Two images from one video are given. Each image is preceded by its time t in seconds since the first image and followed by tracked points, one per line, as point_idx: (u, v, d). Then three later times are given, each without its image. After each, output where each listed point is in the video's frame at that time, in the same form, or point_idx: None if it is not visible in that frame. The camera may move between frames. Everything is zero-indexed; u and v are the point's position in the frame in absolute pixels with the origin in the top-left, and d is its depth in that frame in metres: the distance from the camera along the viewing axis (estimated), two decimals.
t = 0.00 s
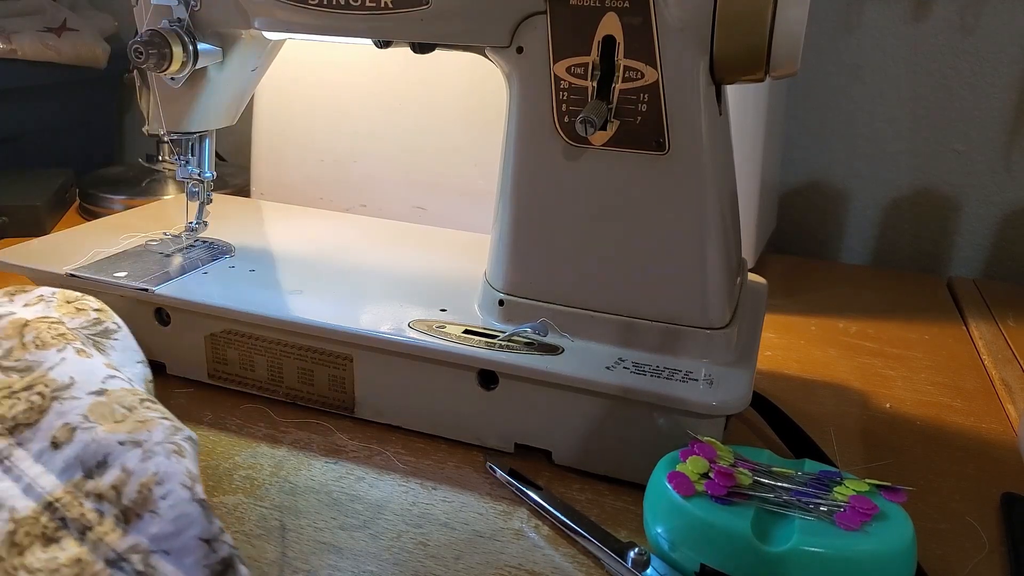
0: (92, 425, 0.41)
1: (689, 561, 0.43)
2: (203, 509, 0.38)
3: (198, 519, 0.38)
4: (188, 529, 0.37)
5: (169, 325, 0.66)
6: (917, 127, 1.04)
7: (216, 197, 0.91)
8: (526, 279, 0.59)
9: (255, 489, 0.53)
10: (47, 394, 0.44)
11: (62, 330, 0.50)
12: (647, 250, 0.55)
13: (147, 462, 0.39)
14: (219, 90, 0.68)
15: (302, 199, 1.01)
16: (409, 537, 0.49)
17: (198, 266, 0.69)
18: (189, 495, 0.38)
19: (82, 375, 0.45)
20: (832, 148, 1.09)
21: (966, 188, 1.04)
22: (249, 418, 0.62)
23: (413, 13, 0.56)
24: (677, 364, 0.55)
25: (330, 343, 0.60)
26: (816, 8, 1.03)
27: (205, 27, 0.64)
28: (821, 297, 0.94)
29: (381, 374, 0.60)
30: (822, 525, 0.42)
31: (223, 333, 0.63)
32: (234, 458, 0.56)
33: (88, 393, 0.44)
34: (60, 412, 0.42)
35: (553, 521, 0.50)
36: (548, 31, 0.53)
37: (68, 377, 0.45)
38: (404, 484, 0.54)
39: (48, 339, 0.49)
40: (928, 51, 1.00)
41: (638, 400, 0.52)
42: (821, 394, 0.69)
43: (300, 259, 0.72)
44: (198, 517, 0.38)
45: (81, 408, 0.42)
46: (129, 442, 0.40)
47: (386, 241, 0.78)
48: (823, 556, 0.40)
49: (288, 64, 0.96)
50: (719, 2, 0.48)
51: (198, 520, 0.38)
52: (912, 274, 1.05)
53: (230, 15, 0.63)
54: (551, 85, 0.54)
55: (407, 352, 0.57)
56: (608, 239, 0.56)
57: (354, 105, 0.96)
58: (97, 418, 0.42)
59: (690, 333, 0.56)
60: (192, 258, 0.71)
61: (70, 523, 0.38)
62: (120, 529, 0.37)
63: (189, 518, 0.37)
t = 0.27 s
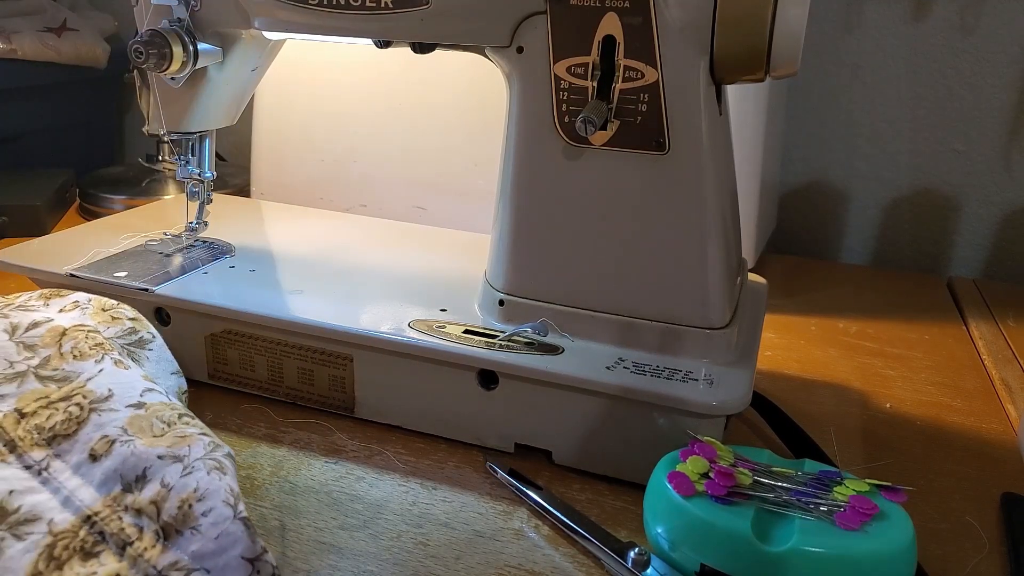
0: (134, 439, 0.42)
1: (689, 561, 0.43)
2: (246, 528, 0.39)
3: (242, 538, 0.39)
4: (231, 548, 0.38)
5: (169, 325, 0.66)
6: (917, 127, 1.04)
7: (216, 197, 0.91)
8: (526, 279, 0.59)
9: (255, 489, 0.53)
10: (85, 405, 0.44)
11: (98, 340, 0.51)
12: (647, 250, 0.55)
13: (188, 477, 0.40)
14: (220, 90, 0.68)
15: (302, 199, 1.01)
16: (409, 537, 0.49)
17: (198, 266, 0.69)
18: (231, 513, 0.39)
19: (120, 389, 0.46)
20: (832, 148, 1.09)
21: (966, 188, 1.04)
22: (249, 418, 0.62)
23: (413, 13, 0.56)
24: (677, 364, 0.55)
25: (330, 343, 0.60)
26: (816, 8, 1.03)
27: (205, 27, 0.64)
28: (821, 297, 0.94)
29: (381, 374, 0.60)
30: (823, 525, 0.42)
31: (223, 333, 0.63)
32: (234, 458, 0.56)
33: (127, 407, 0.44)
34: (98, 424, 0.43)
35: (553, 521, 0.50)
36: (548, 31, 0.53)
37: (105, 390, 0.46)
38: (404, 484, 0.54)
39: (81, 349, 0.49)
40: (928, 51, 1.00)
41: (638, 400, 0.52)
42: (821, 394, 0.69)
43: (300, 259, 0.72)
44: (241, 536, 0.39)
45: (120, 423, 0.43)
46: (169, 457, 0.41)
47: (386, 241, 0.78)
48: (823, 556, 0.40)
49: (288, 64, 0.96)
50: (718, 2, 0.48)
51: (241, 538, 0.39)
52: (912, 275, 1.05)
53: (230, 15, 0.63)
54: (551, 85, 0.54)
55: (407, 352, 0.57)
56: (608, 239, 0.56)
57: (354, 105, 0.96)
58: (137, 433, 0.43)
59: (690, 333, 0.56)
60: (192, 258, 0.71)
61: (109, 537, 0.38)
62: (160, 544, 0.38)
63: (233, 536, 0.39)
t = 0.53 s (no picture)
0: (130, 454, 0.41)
1: (689, 561, 0.43)
2: (235, 550, 0.38)
3: (231, 561, 0.37)
4: (219, 571, 0.37)
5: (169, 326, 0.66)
6: (917, 127, 1.04)
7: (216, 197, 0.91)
8: (526, 279, 0.59)
9: (255, 489, 0.53)
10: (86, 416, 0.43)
11: (106, 345, 0.51)
12: (647, 250, 0.55)
13: (181, 494, 0.39)
14: (220, 90, 0.68)
15: (302, 199, 1.01)
16: (409, 537, 0.49)
17: (198, 266, 0.69)
18: (221, 535, 0.38)
19: (123, 398, 0.45)
20: (832, 149, 1.09)
21: (966, 188, 1.04)
22: (249, 418, 0.62)
23: (413, 13, 0.56)
24: (677, 364, 0.55)
25: (330, 344, 0.60)
26: (816, 8, 1.03)
27: (205, 27, 0.64)
28: (821, 297, 0.94)
29: (381, 374, 0.60)
30: (823, 525, 0.42)
31: (223, 334, 0.63)
32: (234, 458, 0.56)
33: (127, 417, 0.44)
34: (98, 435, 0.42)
35: (553, 521, 0.50)
36: (548, 31, 0.53)
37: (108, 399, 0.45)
38: (404, 484, 0.54)
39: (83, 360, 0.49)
40: (928, 51, 1.00)
41: (638, 400, 0.52)
42: (821, 394, 0.69)
43: (300, 259, 0.72)
44: (230, 558, 0.37)
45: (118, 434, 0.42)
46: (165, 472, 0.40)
47: (386, 241, 0.78)
48: (823, 556, 0.40)
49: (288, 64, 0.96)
50: (718, 2, 0.48)
51: (230, 561, 0.37)
52: (912, 275, 1.05)
53: (230, 15, 0.63)
54: (551, 85, 0.54)
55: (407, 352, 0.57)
56: (608, 239, 0.56)
57: (354, 106, 0.96)
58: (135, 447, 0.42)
59: (690, 334, 0.56)
60: (192, 258, 0.71)
61: (101, 555, 0.38)
62: (149, 565, 0.37)
63: (221, 559, 0.37)
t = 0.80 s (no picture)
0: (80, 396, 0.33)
1: (689, 561, 0.43)
2: None
3: None
4: None
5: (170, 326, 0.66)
6: (917, 127, 1.04)
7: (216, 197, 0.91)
8: (526, 279, 0.59)
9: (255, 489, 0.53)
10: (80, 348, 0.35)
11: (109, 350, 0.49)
12: (648, 250, 0.55)
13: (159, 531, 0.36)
14: (219, 90, 0.68)
15: (302, 199, 1.01)
16: (409, 537, 0.49)
17: (198, 266, 0.69)
18: None
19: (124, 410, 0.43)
20: (832, 149, 1.09)
21: (966, 188, 1.04)
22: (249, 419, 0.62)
23: (413, 13, 0.56)
24: (677, 364, 0.55)
25: (330, 344, 0.60)
26: (816, 8, 1.03)
27: (205, 27, 0.64)
28: (821, 297, 0.94)
29: (381, 374, 0.60)
30: (823, 525, 0.42)
31: (223, 334, 0.63)
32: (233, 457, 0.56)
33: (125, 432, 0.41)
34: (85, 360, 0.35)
35: (553, 521, 0.50)
36: (548, 31, 0.53)
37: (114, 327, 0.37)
38: (404, 484, 0.54)
39: None
40: (928, 51, 1.00)
41: (638, 400, 0.52)
42: (821, 394, 0.69)
43: (300, 259, 0.72)
44: None
45: (45, 312, 0.35)
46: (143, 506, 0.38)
47: (386, 241, 0.78)
48: (823, 556, 0.40)
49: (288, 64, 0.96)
50: (718, 2, 0.48)
51: None
52: (912, 275, 1.05)
53: (230, 15, 0.63)
54: (551, 85, 0.54)
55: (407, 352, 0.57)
56: (608, 239, 0.56)
57: (354, 106, 0.96)
58: (106, 377, 0.36)
59: (690, 334, 0.56)
60: (192, 258, 0.71)
61: None
62: None
63: None
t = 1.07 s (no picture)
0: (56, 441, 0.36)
1: (689, 561, 0.43)
2: None
3: None
4: None
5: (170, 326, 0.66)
6: (917, 127, 1.04)
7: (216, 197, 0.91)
8: (526, 279, 0.59)
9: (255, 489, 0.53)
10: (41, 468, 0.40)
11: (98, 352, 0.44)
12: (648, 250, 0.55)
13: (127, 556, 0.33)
14: (219, 90, 0.68)
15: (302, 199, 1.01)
16: (409, 537, 0.49)
17: (198, 266, 0.69)
18: None
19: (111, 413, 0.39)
20: (832, 148, 1.09)
21: (966, 188, 1.04)
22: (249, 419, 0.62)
23: (413, 13, 0.56)
24: (677, 364, 0.55)
25: (330, 344, 0.60)
26: (816, 7, 1.03)
27: (205, 27, 0.64)
28: (821, 297, 0.94)
29: (381, 374, 0.60)
30: (823, 525, 0.42)
31: (223, 334, 0.63)
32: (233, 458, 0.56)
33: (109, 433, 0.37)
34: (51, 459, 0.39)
35: (553, 521, 0.50)
36: (548, 31, 0.53)
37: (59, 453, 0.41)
38: (404, 484, 0.54)
39: None
40: (928, 50, 1.00)
41: (638, 400, 0.52)
42: (821, 394, 0.69)
43: (300, 259, 0.72)
44: None
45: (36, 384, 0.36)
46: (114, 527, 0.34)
47: (386, 242, 0.78)
48: (823, 557, 0.40)
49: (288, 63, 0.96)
50: (718, 2, 0.48)
51: None
52: (912, 275, 1.05)
53: (229, 15, 0.63)
54: (551, 85, 0.54)
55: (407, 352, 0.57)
56: (608, 239, 0.56)
57: (354, 106, 0.96)
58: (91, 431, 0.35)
59: (690, 334, 0.56)
60: (192, 258, 0.71)
61: None
62: None
63: None
